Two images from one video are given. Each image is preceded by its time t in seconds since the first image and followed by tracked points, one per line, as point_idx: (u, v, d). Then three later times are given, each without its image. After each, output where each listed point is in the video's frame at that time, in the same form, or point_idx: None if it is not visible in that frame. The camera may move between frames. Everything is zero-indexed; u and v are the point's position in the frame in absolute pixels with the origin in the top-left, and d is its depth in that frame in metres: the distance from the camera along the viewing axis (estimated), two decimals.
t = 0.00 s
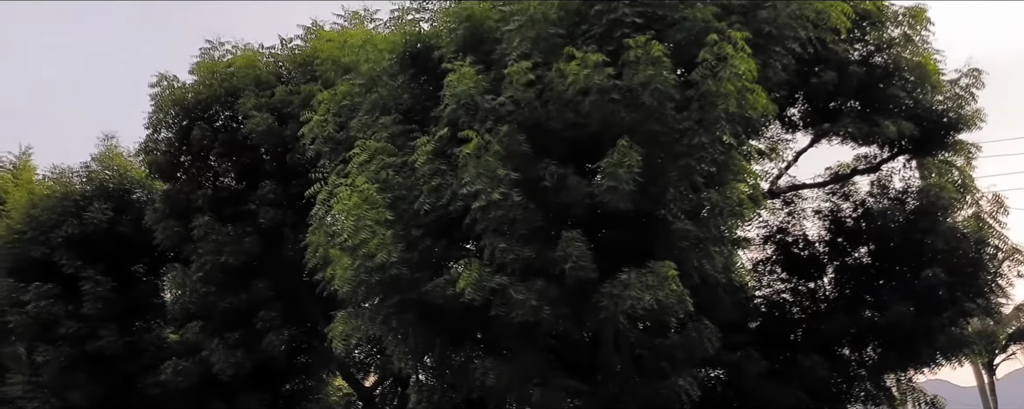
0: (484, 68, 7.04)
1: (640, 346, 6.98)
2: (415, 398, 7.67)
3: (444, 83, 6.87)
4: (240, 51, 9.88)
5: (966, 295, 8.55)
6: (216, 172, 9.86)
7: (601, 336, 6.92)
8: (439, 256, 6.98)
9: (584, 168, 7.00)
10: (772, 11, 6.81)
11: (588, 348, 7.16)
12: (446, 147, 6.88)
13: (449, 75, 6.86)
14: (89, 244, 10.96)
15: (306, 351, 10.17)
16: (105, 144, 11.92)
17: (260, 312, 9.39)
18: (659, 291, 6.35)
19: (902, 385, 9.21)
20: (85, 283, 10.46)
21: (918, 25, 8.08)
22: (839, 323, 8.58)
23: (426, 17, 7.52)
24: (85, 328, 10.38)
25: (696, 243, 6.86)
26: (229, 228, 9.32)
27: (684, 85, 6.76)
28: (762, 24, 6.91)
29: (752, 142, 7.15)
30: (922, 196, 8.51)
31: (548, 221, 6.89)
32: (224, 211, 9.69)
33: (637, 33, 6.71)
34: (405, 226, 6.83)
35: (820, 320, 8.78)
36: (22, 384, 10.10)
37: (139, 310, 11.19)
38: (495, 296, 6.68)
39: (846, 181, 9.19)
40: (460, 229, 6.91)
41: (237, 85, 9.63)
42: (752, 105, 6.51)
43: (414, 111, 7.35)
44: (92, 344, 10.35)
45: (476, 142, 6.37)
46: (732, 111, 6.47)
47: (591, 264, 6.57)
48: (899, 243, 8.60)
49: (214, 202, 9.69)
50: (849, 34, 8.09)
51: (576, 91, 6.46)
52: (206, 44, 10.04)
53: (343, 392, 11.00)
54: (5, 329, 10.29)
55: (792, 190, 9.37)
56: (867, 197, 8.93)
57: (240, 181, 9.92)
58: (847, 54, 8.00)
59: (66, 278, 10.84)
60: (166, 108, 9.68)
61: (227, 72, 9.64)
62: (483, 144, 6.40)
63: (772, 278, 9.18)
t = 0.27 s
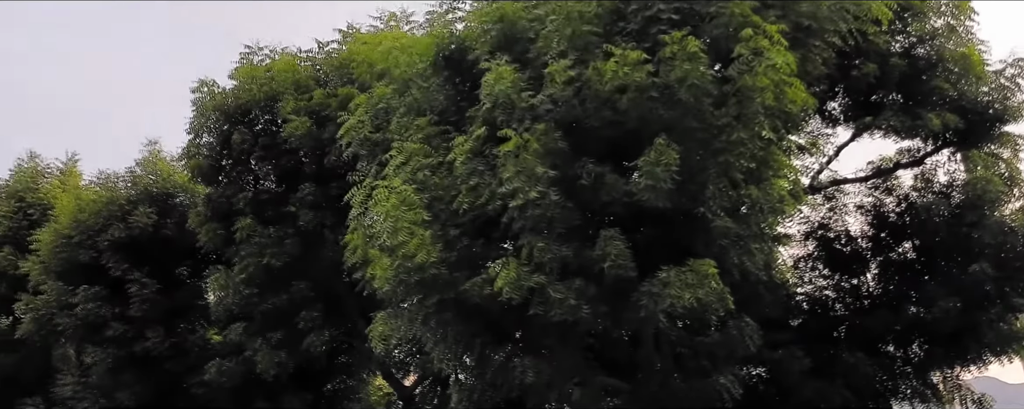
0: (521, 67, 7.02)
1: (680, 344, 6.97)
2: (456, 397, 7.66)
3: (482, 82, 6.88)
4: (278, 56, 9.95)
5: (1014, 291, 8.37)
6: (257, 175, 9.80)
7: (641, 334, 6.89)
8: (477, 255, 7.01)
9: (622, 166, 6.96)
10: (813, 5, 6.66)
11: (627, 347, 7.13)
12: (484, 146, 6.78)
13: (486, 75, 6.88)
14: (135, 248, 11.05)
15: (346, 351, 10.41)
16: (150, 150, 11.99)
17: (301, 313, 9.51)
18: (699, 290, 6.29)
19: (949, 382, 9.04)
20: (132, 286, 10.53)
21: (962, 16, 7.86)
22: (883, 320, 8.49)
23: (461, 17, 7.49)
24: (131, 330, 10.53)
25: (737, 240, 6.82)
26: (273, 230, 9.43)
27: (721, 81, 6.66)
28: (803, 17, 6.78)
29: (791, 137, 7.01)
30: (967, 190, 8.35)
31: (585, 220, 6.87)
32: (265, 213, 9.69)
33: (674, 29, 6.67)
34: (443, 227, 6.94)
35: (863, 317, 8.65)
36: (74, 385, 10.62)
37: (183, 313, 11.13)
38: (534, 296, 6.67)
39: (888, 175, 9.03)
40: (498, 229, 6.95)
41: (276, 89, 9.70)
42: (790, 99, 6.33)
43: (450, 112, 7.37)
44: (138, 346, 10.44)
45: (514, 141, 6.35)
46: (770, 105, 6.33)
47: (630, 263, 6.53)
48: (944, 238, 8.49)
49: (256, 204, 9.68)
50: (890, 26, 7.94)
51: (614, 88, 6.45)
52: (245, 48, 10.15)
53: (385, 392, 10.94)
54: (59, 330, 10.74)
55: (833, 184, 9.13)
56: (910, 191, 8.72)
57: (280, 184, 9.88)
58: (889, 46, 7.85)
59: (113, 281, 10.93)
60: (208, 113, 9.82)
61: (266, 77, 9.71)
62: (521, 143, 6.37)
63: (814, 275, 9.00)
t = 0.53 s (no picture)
0: (540, 66, 7.02)
1: (702, 341, 6.96)
2: (479, 397, 7.64)
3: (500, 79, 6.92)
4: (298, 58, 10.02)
5: None
6: (278, 177, 9.84)
7: (663, 332, 6.89)
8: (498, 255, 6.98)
9: (643, 163, 6.94)
10: None
11: (649, 344, 7.14)
12: (505, 144, 6.77)
13: (504, 73, 6.89)
14: (159, 251, 11.17)
15: (368, 351, 10.40)
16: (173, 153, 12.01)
17: (325, 313, 9.54)
18: (721, 286, 6.25)
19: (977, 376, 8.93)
20: (158, 288, 10.66)
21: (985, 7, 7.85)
22: (909, 315, 8.39)
23: (478, 17, 7.45)
24: (157, 332, 10.63)
25: (759, 236, 6.83)
26: (294, 231, 9.45)
27: (741, 77, 6.63)
28: (823, 12, 6.73)
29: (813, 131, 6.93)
30: (993, 183, 8.22)
31: (607, 218, 6.85)
32: (288, 215, 9.77)
33: (694, 26, 6.63)
34: (463, 226, 6.92)
35: (888, 312, 8.57)
36: (101, 387, 10.66)
37: (208, 314, 11.29)
38: (556, 294, 6.67)
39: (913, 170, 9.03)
40: (518, 228, 6.94)
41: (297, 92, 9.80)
42: (811, 94, 6.35)
43: (469, 111, 7.37)
44: (165, 347, 10.57)
45: (537, 142, 6.38)
46: (791, 100, 6.32)
47: (652, 261, 6.50)
48: (970, 231, 8.39)
49: (278, 206, 9.74)
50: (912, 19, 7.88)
51: (634, 86, 6.44)
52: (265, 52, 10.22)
53: (407, 395, 10.81)
54: (86, 333, 10.77)
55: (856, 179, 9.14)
56: (934, 185, 8.68)
57: (302, 185, 9.92)
58: (911, 39, 7.77)
59: (139, 284, 11.06)
60: (230, 117, 9.88)
61: (286, 80, 9.77)
62: (542, 143, 6.41)
63: (837, 270, 9.04)
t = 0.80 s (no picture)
0: (561, 65, 7.01)
1: (728, 339, 6.94)
2: (504, 394, 7.70)
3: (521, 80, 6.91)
4: (321, 60, 10.07)
5: None
6: (304, 179, 9.84)
7: (688, 329, 6.86)
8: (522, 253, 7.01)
9: (666, 160, 6.93)
10: None
11: (675, 341, 7.13)
12: (528, 143, 6.77)
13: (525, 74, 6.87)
14: (188, 254, 11.26)
15: (393, 352, 10.41)
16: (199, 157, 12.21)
17: (350, 313, 9.53)
18: (748, 283, 6.20)
19: (1008, 372, 8.84)
20: (186, 290, 10.67)
21: None
22: (938, 310, 8.32)
23: (499, 16, 7.44)
24: (186, 333, 10.68)
25: (785, 233, 6.76)
26: (319, 233, 9.48)
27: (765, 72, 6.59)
28: (848, 6, 6.67)
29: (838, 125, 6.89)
30: None
31: (631, 215, 6.85)
32: (313, 216, 9.89)
33: (717, 22, 6.59)
34: (487, 226, 6.90)
35: (917, 308, 8.55)
36: (131, 388, 10.88)
37: (235, 316, 11.36)
38: (581, 293, 6.65)
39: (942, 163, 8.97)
40: (542, 227, 6.93)
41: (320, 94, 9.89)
42: (838, 89, 6.30)
43: (492, 111, 7.38)
44: (193, 348, 10.61)
45: (562, 141, 6.34)
46: (816, 96, 6.28)
47: (677, 258, 6.47)
48: (1001, 226, 8.27)
49: (303, 208, 9.83)
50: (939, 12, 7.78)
51: (658, 84, 6.41)
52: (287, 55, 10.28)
53: (433, 396, 10.82)
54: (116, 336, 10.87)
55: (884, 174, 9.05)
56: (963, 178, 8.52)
57: (326, 186, 9.97)
58: (937, 32, 7.68)
59: (168, 286, 11.17)
60: (254, 119, 9.95)
61: (309, 83, 9.86)
62: (567, 142, 6.37)
63: (865, 266, 9.02)
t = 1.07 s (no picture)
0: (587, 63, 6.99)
1: (759, 336, 6.86)
2: (532, 393, 7.70)
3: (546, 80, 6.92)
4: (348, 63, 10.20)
5: None
6: (332, 180, 9.94)
7: (719, 326, 6.83)
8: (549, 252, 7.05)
9: (694, 157, 6.91)
10: None
11: (706, 339, 7.09)
12: (555, 141, 6.78)
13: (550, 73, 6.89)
14: (220, 255, 11.42)
15: (424, 349, 10.65)
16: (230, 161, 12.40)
17: (380, 313, 9.59)
18: (778, 280, 6.15)
19: None
20: (219, 291, 10.80)
21: None
22: (972, 306, 8.22)
23: (524, 15, 7.45)
24: (218, 334, 10.73)
25: (816, 229, 6.67)
26: (348, 233, 9.57)
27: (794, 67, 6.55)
28: None
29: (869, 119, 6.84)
30: None
31: (660, 213, 6.80)
32: (341, 217, 9.96)
33: (745, 17, 6.54)
34: (515, 224, 6.93)
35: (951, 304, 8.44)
36: (165, 389, 10.70)
37: (266, 316, 11.46)
38: (610, 290, 6.64)
39: (973, 157, 8.94)
40: (569, 226, 6.99)
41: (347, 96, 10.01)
42: (869, 83, 6.24)
43: (518, 110, 7.39)
44: (226, 349, 10.65)
45: (589, 138, 6.32)
46: (847, 91, 6.19)
47: (707, 255, 6.44)
48: None
49: (332, 209, 9.91)
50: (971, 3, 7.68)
51: (686, 81, 6.38)
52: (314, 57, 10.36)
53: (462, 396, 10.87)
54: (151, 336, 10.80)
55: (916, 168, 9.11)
56: (997, 171, 8.51)
57: (354, 187, 10.05)
58: (969, 23, 7.58)
59: (200, 287, 11.27)
60: (283, 121, 10.11)
61: (336, 84, 9.98)
62: (594, 139, 6.35)
63: (898, 261, 8.98)
